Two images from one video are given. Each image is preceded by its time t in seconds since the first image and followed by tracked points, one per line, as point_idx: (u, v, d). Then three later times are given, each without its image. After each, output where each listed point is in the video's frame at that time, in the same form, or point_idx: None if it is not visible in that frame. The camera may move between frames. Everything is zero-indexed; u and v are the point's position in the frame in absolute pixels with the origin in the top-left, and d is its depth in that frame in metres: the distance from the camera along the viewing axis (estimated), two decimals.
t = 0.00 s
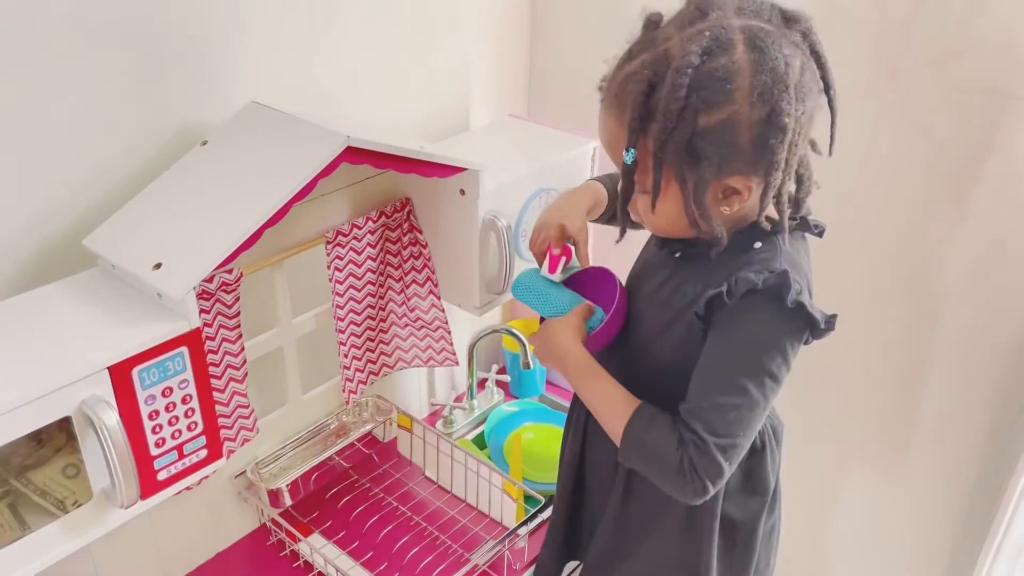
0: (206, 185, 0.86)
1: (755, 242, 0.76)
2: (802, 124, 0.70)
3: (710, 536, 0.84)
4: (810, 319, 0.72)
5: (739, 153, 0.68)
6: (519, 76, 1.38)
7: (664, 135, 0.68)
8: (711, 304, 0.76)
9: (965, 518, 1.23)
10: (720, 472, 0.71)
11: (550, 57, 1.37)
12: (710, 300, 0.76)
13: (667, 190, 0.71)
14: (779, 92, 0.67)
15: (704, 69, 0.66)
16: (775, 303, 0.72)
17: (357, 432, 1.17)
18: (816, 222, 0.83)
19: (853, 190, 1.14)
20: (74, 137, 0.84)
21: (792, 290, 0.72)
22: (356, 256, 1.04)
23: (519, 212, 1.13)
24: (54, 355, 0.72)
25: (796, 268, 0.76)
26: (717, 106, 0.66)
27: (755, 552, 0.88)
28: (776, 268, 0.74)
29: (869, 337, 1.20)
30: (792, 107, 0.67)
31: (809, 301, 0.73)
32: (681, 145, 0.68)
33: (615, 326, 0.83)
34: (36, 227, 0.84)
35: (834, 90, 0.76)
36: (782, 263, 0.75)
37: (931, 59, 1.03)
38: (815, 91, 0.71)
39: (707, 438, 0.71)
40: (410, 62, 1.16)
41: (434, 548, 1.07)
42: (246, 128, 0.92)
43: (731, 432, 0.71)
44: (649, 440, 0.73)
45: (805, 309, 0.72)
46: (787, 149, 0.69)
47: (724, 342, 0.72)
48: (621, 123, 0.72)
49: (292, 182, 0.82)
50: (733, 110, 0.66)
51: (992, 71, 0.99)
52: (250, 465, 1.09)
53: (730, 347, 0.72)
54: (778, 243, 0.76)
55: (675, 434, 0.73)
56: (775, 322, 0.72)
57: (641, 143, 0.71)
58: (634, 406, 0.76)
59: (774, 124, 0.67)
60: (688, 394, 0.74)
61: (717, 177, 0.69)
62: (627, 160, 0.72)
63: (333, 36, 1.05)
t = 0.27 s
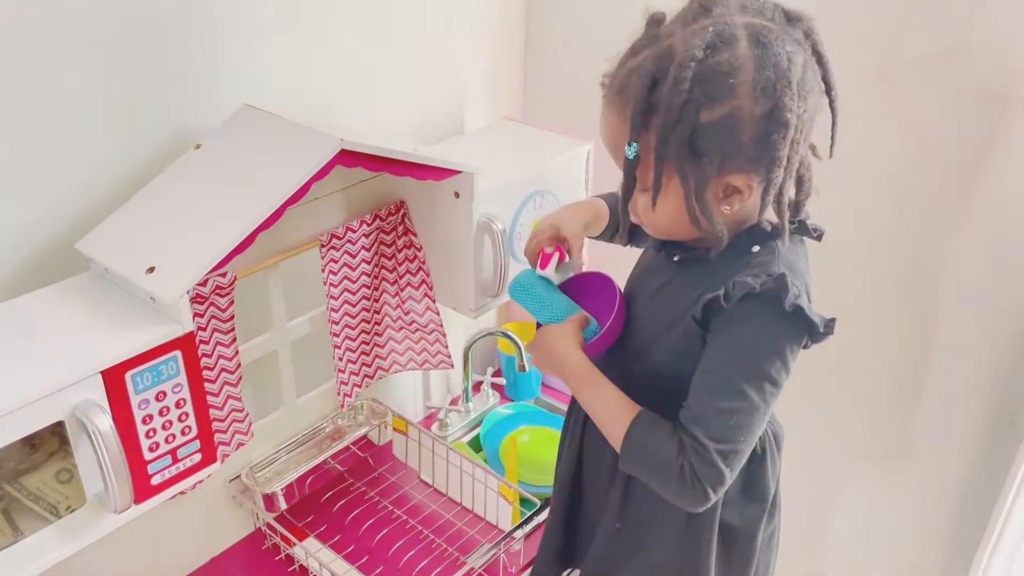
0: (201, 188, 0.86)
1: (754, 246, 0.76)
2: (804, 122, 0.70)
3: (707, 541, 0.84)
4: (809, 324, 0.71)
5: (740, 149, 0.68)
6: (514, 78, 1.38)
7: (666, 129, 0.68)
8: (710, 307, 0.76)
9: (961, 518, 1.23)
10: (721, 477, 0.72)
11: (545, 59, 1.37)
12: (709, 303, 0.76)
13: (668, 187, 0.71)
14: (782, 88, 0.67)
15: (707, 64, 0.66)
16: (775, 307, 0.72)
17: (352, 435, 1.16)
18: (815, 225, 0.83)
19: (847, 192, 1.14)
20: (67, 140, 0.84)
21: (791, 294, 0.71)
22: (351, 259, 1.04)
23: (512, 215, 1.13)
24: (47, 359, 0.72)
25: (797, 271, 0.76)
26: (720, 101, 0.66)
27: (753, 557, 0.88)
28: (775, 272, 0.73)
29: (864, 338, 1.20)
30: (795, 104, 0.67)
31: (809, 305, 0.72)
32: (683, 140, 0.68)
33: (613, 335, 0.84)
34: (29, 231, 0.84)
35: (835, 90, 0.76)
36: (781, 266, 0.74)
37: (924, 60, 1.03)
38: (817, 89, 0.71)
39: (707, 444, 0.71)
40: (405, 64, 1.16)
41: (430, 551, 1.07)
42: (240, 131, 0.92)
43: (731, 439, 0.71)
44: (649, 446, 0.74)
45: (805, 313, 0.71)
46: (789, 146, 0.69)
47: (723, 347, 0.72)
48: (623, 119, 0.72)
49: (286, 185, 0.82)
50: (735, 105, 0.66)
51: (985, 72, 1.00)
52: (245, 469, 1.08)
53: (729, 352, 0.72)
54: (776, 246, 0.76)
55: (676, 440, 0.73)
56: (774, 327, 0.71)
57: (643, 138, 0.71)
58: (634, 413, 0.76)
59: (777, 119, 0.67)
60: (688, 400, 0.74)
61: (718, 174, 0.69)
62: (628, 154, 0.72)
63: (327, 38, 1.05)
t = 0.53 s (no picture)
0: (193, 191, 0.86)
1: (750, 246, 0.77)
2: (800, 116, 0.69)
3: (706, 543, 0.83)
4: (805, 322, 0.71)
5: (737, 144, 0.68)
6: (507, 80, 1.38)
7: (663, 123, 0.68)
8: (707, 306, 0.76)
9: (956, 518, 1.24)
10: (717, 477, 0.71)
11: (538, 61, 1.37)
12: (706, 302, 0.76)
13: (666, 182, 0.71)
14: (778, 82, 0.67)
15: (703, 58, 0.67)
16: (770, 305, 0.72)
17: (346, 439, 1.17)
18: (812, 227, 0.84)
19: (840, 193, 1.14)
20: (60, 143, 0.84)
21: (786, 292, 0.71)
22: (345, 261, 1.04)
23: (507, 219, 1.13)
24: (39, 363, 0.71)
25: (793, 271, 0.76)
26: (716, 94, 0.66)
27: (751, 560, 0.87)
28: (771, 271, 0.74)
29: (858, 339, 1.21)
30: (791, 98, 0.67)
31: (804, 304, 0.72)
32: (680, 133, 0.68)
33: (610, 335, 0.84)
34: (21, 235, 0.83)
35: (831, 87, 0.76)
36: (777, 265, 0.75)
37: (915, 62, 1.04)
38: (812, 85, 0.71)
39: (703, 443, 0.70)
40: (398, 66, 1.16)
41: (425, 553, 1.07)
42: (233, 134, 0.92)
43: (727, 437, 0.71)
44: (645, 446, 0.73)
45: (800, 311, 0.71)
46: (785, 141, 0.69)
47: (719, 344, 0.72)
48: (620, 115, 0.72)
49: (280, 187, 0.82)
50: (731, 99, 0.66)
51: (976, 72, 1.00)
52: (239, 472, 1.08)
53: (725, 349, 0.72)
54: (772, 247, 0.77)
55: (671, 439, 0.73)
56: (770, 325, 0.72)
57: (641, 133, 0.71)
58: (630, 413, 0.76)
59: (773, 113, 0.67)
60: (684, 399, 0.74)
61: (715, 168, 0.69)
62: (626, 149, 0.72)
63: (320, 40, 1.05)
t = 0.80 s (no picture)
0: (191, 194, 0.86)
1: (750, 246, 0.77)
2: (802, 115, 0.70)
3: (704, 543, 0.84)
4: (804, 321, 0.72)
5: (740, 143, 0.68)
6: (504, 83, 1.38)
7: (666, 123, 0.68)
8: (706, 304, 0.76)
9: (952, 518, 1.24)
10: (717, 476, 0.71)
11: (535, 64, 1.37)
12: (705, 300, 0.76)
13: (670, 183, 0.72)
14: (780, 81, 0.67)
15: (705, 58, 0.67)
16: (769, 304, 0.72)
17: (343, 441, 1.16)
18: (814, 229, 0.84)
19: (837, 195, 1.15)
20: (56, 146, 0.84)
21: (785, 291, 0.71)
22: (341, 264, 1.04)
23: (502, 222, 1.12)
24: (36, 367, 0.71)
25: (793, 270, 0.76)
26: (719, 94, 0.67)
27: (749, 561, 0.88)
28: (771, 269, 0.74)
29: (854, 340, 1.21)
30: (793, 97, 0.67)
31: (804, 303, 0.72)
32: (683, 133, 0.68)
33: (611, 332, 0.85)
34: (17, 239, 0.83)
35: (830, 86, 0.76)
36: (777, 263, 0.75)
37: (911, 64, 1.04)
38: (812, 84, 0.71)
39: (702, 442, 0.71)
40: (395, 70, 1.16)
41: (422, 556, 1.07)
42: (230, 137, 0.92)
43: (726, 436, 0.71)
44: (645, 445, 0.73)
45: (800, 310, 0.71)
46: (788, 140, 0.69)
47: (718, 343, 0.72)
48: (623, 116, 0.73)
49: (277, 190, 0.82)
50: (734, 98, 0.67)
51: (972, 74, 1.01)
52: (236, 475, 1.08)
53: (725, 348, 0.72)
54: (772, 247, 0.77)
55: (671, 438, 0.73)
56: (769, 324, 0.72)
57: (645, 133, 0.71)
58: (631, 411, 0.76)
59: (775, 112, 0.67)
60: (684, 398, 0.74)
61: (720, 167, 0.69)
62: (630, 150, 0.72)
63: (317, 44, 1.05)
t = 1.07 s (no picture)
0: (190, 196, 0.86)
1: (755, 247, 0.77)
2: (804, 114, 0.70)
3: (703, 544, 0.84)
4: (806, 324, 0.72)
5: (743, 144, 0.68)
6: (502, 84, 1.38)
7: (670, 126, 0.69)
8: (709, 304, 0.77)
9: (950, 518, 1.24)
10: (715, 475, 0.71)
11: (533, 66, 1.37)
12: (708, 300, 0.77)
13: (675, 185, 0.72)
14: (782, 81, 0.67)
15: (707, 61, 0.67)
16: (772, 305, 0.72)
17: (342, 443, 1.16)
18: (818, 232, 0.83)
19: (835, 196, 1.15)
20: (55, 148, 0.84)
21: (788, 293, 0.72)
22: (340, 266, 1.04)
23: (501, 224, 1.12)
24: (35, 369, 0.71)
25: (796, 272, 0.76)
26: (721, 96, 0.67)
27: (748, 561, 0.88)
28: (774, 271, 0.74)
29: (853, 341, 1.21)
30: (795, 97, 0.68)
31: (806, 306, 0.73)
32: (686, 136, 0.68)
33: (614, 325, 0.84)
34: (16, 241, 0.83)
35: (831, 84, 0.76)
36: (782, 265, 0.75)
37: (909, 66, 1.05)
38: (813, 84, 0.71)
39: (701, 439, 0.71)
40: (393, 72, 1.16)
41: (421, 558, 1.07)
42: (230, 139, 0.92)
43: (725, 434, 0.71)
44: (644, 441, 0.73)
45: (802, 312, 0.71)
46: (791, 140, 0.69)
47: (721, 342, 0.73)
48: (626, 121, 0.73)
49: (276, 192, 0.82)
50: (736, 100, 0.67)
51: (970, 76, 1.01)
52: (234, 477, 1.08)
53: (727, 347, 0.72)
54: (776, 250, 0.77)
55: (670, 434, 0.73)
56: (771, 325, 0.72)
57: (648, 138, 0.71)
58: (632, 405, 0.76)
59: (778, 112, 0.67)
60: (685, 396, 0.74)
61: (724, 169, 0.69)
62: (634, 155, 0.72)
63: (316, 46, 1.05)
